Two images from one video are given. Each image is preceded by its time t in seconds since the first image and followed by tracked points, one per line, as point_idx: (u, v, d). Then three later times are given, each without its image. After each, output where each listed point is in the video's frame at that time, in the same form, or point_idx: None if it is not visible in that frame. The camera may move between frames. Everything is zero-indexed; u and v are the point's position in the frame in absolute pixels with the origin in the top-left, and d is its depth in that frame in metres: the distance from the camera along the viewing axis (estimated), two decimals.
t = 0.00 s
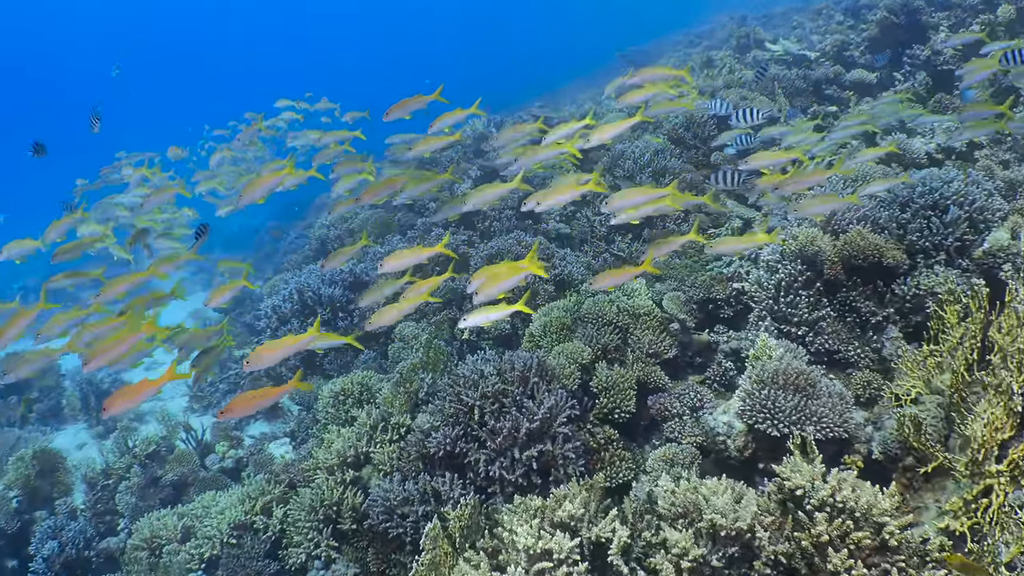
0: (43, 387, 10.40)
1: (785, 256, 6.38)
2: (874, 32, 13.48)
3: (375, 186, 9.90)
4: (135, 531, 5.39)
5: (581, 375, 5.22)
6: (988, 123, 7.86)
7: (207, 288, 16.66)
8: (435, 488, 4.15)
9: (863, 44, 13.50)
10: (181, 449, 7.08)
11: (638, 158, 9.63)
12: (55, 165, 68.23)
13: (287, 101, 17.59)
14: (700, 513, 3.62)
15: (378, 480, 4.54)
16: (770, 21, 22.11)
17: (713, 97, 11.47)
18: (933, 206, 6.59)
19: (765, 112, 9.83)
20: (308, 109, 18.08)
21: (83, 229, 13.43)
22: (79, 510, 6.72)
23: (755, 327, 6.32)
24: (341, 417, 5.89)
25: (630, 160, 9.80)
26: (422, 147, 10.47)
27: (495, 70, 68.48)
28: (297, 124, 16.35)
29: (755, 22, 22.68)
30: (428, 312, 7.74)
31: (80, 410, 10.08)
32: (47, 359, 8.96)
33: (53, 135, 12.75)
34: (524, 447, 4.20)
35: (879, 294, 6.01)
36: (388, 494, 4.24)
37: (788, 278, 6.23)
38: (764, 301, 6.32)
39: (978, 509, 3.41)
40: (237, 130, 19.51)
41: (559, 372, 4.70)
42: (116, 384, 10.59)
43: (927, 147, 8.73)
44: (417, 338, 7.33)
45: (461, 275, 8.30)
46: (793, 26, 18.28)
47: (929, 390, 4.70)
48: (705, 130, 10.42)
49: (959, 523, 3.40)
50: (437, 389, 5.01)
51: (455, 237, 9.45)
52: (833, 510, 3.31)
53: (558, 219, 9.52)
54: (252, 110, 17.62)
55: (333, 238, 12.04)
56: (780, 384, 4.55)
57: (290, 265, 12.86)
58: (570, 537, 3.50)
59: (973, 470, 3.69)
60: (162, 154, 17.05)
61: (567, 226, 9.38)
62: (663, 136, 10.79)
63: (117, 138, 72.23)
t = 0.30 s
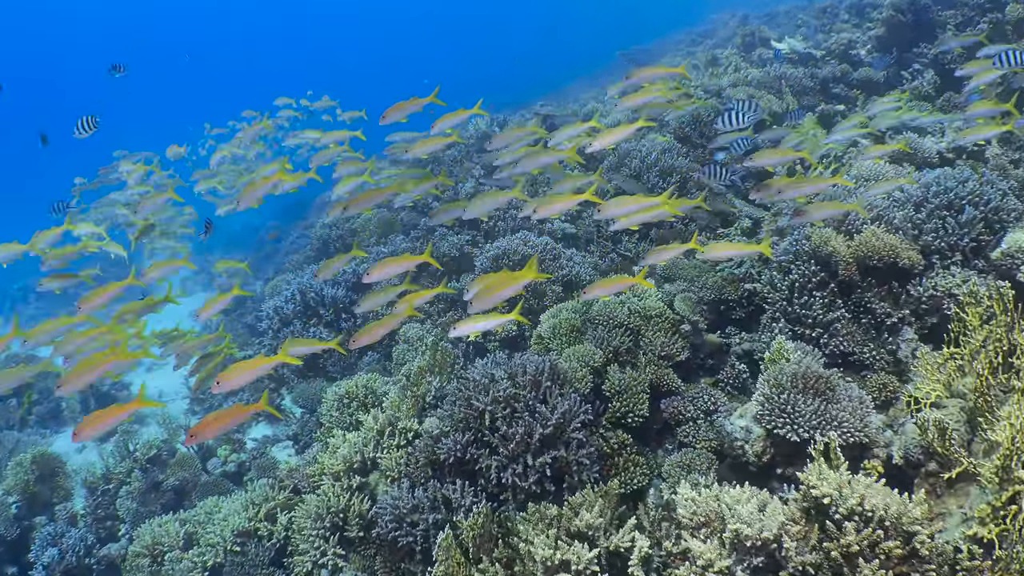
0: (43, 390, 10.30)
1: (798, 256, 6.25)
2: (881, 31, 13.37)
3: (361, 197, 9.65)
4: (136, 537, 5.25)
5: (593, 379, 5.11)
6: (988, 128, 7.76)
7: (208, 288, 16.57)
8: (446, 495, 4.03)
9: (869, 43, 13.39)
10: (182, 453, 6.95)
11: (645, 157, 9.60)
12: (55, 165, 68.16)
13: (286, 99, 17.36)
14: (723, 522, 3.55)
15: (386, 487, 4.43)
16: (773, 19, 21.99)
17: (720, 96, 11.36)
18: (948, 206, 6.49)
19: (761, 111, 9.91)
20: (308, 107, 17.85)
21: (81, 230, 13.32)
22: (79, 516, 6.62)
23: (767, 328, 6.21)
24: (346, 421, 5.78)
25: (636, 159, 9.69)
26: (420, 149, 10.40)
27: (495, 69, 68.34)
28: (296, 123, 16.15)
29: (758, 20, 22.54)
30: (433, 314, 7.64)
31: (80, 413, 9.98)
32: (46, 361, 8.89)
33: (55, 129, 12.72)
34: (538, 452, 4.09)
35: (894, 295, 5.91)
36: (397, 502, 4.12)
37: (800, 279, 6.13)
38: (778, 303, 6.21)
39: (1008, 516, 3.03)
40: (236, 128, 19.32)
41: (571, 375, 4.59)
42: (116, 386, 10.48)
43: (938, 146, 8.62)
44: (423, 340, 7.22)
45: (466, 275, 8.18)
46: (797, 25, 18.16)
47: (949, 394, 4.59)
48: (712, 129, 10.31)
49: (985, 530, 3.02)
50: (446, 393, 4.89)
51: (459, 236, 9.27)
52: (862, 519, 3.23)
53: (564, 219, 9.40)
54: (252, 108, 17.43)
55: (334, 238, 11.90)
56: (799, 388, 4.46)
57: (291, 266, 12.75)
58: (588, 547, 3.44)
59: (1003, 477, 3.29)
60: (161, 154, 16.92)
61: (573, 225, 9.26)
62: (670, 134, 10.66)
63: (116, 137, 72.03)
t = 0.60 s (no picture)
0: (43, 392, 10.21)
1: (812, 256, 6.15)
2: (887, 28, 13.26)
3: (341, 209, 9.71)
4: (139, 544, 5.13)
5: (605, 381, 5.00)
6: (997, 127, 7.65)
7: (208, 288, 16.45)
8: (456, 502, 3.91)
9: (876, 41, 13.30)
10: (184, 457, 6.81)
11: (652, 155, 9.49)
12: (53, 164, 68.00)
13: (286, 97, 17.09)
14: (746, 530, 3.49)
15: (394, 493, 4.32)
16: (776, 17, 21.88)
17: (726, 94, 11.24)
18: (963, 205, 6.37)
19: (784, 108, 9.59)
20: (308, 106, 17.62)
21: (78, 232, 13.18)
22: (79, 521, 6.51)
23: (780, 329, 6.09)
24: (350, 424, 5.67)
25: (643, 158, 9.58)
26: (417, 150, 10.23)
27: (495, 69, 68.25)
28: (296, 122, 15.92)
29: (761, 18, 22.45)
30: (438, 315, 7.53)
31: (80, 415, 9.86)
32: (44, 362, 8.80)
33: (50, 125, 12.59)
34: (551, 458, 3.98)
35: (909, 296, 5.80)
36: (407, 510, 4.01)
37: (815, 279, 6.02)
38: (792, 303, 6.08)
39: None
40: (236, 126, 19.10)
41: (584, 378, 4.47)
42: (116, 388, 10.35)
43: (949, 144, 8.51)
44: (428, 341, 7.12)
45: (472, 275, 8.05)
46: (801, 23, 18.07)
47: (969, 397, 4.48)
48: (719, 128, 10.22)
49: (1013, 535, 3.01)
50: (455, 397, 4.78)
51: (463, 234, 9.08)
52: (892, 528, 3.24)
53: (570, 218, 9.32)
54: (251, 107, 17.19)
55: (336, 237, 11.75)
56: (818, 392, 4.38)
57: (293, 265, 12.62)
58: (606, 557, 3.37)
59: None
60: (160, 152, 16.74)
61: (578, 224, 9.17)
62: (676, 132, 10.56)
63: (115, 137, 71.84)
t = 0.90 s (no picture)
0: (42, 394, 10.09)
1: (824, 255, 6.07)
2: (894, 25, 13.15)
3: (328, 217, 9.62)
4: (140, 550, 5.00)
5: (617, 383, 4.90)
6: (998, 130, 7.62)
7: (208, 288, 16.29)
8: (468, 507, 3.81)
9: (882, 38, 13.21)
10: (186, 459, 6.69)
11: (659, 153, 9.37)
12: (50, 162, 67.66)
13: (285, 94, 16.86)
14: (770, 538, 3.41)
15: (403, 498, 4.21)
16: (779, 13, 21.78)
17: (733, 90, 11.12)
18: (977, 203, 6.25)
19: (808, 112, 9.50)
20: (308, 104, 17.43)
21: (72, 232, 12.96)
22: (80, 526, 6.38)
23: (793, 329, 5.98)
24: (355, 426, 5.54)
25: (650, 155, 9.47)
26: (414, 150, 10.06)
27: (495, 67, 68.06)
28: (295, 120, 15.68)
29: (764, 15, 22.33)
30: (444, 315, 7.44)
31: (79, 417, 9.72)
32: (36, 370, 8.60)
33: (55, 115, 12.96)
34: (565, 463, 3.89)
35: (924, 295, 5.68)
36: (416, 516, 3.90)
37: (829, 279, 5.90)
38: (806, 303, 5.97)
39: None
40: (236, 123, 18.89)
41: (598, 381, 4.39)
42: (116, 389, 10.23)
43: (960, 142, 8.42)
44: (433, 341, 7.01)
45: (477, 274, 7.92)
46: (806, 20, 17.96)
47: (989, 399, 4.35)
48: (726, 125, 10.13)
49: None
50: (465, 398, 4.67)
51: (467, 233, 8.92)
52: (920, 533, 3.22)
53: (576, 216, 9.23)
54: (249, 104, 16.96)
55: (336, 235, 11.52)
56: (838, 394, 4.36)
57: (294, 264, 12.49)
58: (625, 566, 3.28)
59: None
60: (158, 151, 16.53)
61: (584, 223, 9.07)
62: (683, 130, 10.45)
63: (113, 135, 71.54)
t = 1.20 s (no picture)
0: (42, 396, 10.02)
1: (838, 253, 6.02)
2: (900, 21, 12.98)
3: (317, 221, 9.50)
4: (143, 555, 4.90)
5: (629, 384, 4.81)
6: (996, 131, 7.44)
7: (208, 287, 16.14)
8: (480, 511, 3.71)
9: (888, 34, 13.12)
10: (188, 461, 6.57)
11: (666, 149, 9.26)
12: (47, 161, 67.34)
13: (285, 90, 16.70)
14: (794, 543, 3.32)
15: (413, 502, 4.11)
16: (782, 9, 21.66)
17: (739, 86, 11.00)
18: (992, 200, 6.13)
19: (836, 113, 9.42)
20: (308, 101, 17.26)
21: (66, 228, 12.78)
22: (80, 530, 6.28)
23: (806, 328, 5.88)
24: (361, 427, 5.45)
25: (656, 151, 9.36)
26: (413, 147, 9.90)
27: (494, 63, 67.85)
28: (293, 116, 15.49)
29: (767, 11, 22.21)
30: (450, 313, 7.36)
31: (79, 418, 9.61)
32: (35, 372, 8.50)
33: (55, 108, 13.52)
34: (579, 466, 3.80)
35: (939, 294, 5.56)
36: (427, 521, 3.79)
37: (842, 277, 5.86)
38: (819, 301, 5.87)
39: None
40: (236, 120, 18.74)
41: (612, 382, 4.31)
42: (116, 390, 10.11)
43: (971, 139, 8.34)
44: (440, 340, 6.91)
45: (483, 272, 7.80)
46: (811, 15, 17.86)
47: (1008, 397, 4.26)
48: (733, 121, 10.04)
49: None
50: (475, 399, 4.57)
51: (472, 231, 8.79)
52: (947, 539, 3.14)
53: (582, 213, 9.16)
54: (249, 100, 16.79)
55: (338, 233, 11.38)
56: (857, 395, 4.30)
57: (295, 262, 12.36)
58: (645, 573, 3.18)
59: None
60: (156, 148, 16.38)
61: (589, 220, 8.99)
62: (689, 126, 10.34)
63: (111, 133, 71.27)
